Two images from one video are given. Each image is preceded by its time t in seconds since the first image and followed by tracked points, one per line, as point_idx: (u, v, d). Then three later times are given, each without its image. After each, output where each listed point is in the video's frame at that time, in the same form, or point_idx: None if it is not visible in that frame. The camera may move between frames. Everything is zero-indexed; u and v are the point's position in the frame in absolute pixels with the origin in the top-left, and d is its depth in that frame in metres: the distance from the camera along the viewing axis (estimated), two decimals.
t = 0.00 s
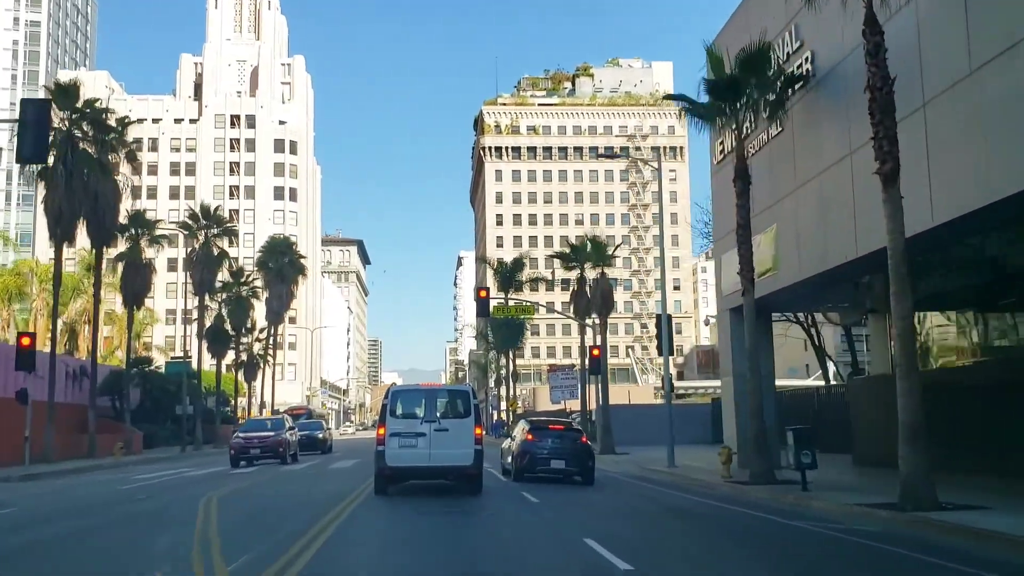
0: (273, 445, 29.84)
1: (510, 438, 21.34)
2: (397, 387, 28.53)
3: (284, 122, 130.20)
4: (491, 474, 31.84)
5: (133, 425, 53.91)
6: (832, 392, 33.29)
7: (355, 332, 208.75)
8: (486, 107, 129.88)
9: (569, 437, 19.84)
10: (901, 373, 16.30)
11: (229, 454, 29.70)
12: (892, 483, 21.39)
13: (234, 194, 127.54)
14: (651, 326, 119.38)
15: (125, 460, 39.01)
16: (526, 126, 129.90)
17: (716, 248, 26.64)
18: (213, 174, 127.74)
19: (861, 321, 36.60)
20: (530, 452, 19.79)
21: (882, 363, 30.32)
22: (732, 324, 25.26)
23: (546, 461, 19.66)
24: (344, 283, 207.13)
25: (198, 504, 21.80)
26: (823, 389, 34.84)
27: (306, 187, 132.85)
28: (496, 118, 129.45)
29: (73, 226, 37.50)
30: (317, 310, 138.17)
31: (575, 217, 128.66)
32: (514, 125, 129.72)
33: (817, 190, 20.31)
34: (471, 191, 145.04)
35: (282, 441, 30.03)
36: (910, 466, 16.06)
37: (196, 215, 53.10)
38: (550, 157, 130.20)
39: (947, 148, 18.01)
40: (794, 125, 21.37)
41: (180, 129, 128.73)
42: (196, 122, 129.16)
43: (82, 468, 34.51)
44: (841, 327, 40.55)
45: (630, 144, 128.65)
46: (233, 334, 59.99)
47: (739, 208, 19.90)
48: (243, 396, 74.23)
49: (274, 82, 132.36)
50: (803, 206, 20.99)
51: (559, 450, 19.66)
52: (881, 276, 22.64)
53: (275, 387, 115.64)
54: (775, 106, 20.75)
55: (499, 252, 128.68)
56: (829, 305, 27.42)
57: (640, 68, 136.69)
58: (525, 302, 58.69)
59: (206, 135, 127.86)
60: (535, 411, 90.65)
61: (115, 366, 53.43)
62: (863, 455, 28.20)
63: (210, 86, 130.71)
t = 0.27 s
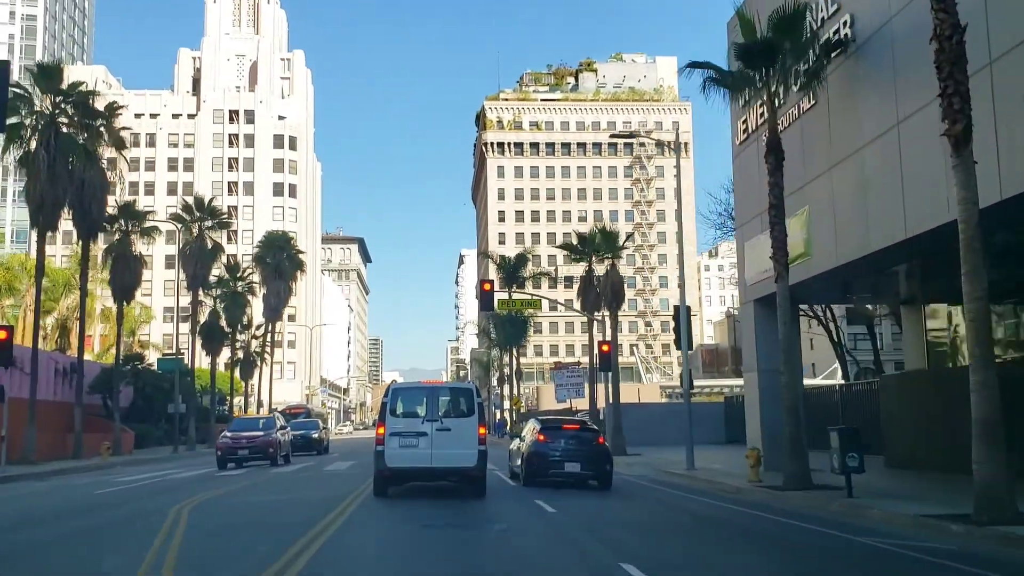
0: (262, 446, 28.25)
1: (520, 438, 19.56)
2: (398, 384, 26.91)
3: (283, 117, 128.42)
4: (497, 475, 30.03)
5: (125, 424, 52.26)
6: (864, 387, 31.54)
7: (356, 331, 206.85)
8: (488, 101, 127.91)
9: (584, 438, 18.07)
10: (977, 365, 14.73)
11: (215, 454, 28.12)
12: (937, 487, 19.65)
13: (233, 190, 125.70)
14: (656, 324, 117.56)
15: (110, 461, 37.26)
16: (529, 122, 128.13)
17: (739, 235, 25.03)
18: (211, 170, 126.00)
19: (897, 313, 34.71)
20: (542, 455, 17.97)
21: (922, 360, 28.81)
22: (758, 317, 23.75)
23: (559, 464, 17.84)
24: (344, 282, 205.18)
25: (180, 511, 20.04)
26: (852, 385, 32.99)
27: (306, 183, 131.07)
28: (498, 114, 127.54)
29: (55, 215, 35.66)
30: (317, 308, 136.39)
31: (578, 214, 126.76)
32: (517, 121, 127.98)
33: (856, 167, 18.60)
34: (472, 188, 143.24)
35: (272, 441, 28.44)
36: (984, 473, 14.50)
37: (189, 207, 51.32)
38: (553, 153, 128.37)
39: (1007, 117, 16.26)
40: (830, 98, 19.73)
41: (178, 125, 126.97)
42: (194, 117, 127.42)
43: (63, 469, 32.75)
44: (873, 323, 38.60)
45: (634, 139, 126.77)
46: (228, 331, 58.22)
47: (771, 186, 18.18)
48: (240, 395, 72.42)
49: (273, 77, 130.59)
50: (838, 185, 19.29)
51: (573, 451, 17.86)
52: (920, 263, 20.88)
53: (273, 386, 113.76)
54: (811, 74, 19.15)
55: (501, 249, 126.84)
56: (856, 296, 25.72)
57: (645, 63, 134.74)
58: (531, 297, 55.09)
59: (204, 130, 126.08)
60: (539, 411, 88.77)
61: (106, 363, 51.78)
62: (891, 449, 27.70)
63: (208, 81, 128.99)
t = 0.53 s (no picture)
0: (250, 445, 26.62)
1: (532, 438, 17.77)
2: (397, 379, 25.23)
3: (283, 109, 126.64)
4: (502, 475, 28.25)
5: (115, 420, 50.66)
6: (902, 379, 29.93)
7: (356, 327, 205.19)
8: (490, 94, 126.07)
9: (603, 439, 16.26)
10: None
11: (199, 454, 26.51)
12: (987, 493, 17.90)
13: (231, 183, 123.95)
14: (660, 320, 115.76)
15: (96, 459, 35.60)
16: (531, 115, 126.35)
17: (763, 218, 23.33)
18: (210, 163, 124.31)
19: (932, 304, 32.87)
20: (557, 456, 16.13)
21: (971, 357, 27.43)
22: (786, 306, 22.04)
23: (575, 468, 16.02)
24: (344, 277, 203.42)
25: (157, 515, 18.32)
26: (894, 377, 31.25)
27: (305, 177, 129.34)
28: (500, 107, 125.81)
29: (37, 199, 34.15)
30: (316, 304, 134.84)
31: (581, 209, 125.02)
32: (519, 114, 126.24)
33: (901, 141, 16.92)
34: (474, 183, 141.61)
35: (259, 440, 26.82)
36: None
37: (181, 197, 49.55)
38: (555, 146, 126.63)
39: None
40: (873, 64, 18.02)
41: (176, 117, 125.25)
42: (192, 109, 125.65)
43: (44, 468, 31.08)
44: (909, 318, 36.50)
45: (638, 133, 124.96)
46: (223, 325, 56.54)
47: (810, 158, 16.47)
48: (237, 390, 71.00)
49: (273, 69, 128.72)
50: (881, 161, 17.60)
51: (589, 453, 16.08)
52: (967, 247, 19.18)
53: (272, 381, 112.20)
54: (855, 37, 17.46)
55: (503, 243, 125.18)
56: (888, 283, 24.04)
57: (649, 55, 132.66)
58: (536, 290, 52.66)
59: (202, 122, 124.30)
60: (542, 408, 87.23)
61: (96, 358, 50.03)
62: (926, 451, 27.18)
63: (207, 73, 127.18)
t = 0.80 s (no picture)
0: (236, 446, 25.04)
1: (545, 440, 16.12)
2: (397, 377, 23.59)
3: (283, 105, 125.01)
4: (509, 478, 26.56)
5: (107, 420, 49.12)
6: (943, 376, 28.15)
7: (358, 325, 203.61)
8: (492, 89, 124.36)
9: (624, 440, 14.60)
10: None
11: (182, 455, 24.92)
12: None
13: (230, 180, 122.40)
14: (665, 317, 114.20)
15: (83, 459, 34.04)
16: (534, 110, 124.71)
17: (791, 202, 21.70)
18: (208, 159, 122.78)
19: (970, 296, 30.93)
20: (573, 460, 14.47)
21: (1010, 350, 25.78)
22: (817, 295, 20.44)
23: (594, 473, 14.35)
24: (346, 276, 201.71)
25: (133, 522, 16.64)
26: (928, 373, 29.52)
27: (305, 173, 127.71)
28: (503, 102, 124.17)
29: (18, 186, 32.52)
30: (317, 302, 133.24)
31: (585, 205, 123.39)
32: (522, 109, 124.57)
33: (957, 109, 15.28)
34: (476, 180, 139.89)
35: (247, 441, 25.22)
36: None
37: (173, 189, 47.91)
38: (559, 142, 124.91)
39: None
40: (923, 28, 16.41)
41: (174, 113, 123.77)
42: (191, 105, 124.15)
43: (26, 469, 29.52)
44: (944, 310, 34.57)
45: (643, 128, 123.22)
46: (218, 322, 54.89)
47: (854, 129, 14.81)
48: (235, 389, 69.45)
49: (272, 64, 127.11)
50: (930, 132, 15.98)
51: (609, 456, 14.41)
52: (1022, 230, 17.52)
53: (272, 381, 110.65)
54: None
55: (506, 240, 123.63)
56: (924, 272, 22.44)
57: (653, 50, 130.80)
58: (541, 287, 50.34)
59: (201, 118, 122.77)
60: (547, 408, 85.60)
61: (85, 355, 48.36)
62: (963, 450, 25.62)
63: (205, 68, 125.66)
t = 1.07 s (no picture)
0: (219, 450, 23.46)
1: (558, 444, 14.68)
2: (394, 377, 21.83)
3: (281, 103, 123.55)
4: (515, 483, 24.98)
5: (96, 422, 47.61)
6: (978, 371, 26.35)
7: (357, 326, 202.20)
8: (493, 87, 122.99)
9: (646, 443, 13.14)
10: None
11: (160, 461, 23.35)
12: None
13: (227, 179, 120.95)
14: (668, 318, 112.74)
15: (68, 463, 32.54)
16: (535, 108, 123.25)
17: (820, 185, 20.14)
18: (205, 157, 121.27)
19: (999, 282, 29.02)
20: (590, 465, 13.01)
21: None
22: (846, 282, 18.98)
23: (614, 480, 12.88)
24: (345, 276, 200.32)
25: (99, 535, 14.99)
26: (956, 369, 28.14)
27: (304, 172, 126.24)
28: (503, 99, 122.73)
29: None
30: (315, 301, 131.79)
31: (587, 204, 121.99)
32: (523, 107, 123.08)
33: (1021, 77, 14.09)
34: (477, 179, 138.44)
35: (230, 444, 23.62)
36: None
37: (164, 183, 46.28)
38: (560, 140, 123.47)
39: None
40: None
41: (171, 111, 122.24)
42: (187, 103, 122.65)
43: (6, 474, 28.00)
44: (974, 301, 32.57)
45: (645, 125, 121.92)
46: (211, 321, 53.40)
47: (903, 95, 13.58)
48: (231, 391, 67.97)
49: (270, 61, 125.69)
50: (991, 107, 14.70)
51: (629, 460, 12.99)
52: None
53: (269, 382, 109.09)
54: None
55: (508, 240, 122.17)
56: (962, 261, 20.88)
57: (655, 47, 129.35)
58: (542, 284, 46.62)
59: (198, 116, 121.31)
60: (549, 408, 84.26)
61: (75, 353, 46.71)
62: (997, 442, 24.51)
63: (203, 65, 124.25)
